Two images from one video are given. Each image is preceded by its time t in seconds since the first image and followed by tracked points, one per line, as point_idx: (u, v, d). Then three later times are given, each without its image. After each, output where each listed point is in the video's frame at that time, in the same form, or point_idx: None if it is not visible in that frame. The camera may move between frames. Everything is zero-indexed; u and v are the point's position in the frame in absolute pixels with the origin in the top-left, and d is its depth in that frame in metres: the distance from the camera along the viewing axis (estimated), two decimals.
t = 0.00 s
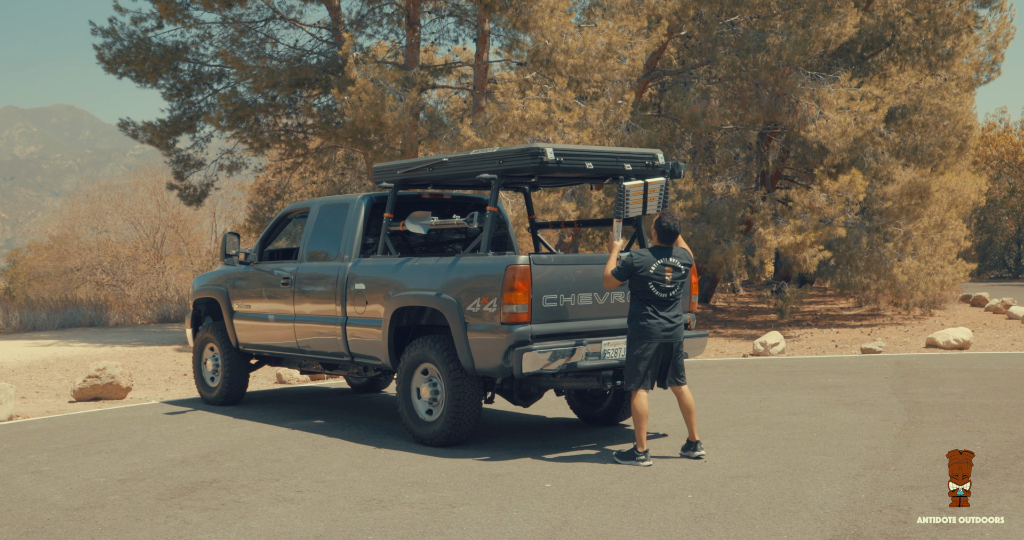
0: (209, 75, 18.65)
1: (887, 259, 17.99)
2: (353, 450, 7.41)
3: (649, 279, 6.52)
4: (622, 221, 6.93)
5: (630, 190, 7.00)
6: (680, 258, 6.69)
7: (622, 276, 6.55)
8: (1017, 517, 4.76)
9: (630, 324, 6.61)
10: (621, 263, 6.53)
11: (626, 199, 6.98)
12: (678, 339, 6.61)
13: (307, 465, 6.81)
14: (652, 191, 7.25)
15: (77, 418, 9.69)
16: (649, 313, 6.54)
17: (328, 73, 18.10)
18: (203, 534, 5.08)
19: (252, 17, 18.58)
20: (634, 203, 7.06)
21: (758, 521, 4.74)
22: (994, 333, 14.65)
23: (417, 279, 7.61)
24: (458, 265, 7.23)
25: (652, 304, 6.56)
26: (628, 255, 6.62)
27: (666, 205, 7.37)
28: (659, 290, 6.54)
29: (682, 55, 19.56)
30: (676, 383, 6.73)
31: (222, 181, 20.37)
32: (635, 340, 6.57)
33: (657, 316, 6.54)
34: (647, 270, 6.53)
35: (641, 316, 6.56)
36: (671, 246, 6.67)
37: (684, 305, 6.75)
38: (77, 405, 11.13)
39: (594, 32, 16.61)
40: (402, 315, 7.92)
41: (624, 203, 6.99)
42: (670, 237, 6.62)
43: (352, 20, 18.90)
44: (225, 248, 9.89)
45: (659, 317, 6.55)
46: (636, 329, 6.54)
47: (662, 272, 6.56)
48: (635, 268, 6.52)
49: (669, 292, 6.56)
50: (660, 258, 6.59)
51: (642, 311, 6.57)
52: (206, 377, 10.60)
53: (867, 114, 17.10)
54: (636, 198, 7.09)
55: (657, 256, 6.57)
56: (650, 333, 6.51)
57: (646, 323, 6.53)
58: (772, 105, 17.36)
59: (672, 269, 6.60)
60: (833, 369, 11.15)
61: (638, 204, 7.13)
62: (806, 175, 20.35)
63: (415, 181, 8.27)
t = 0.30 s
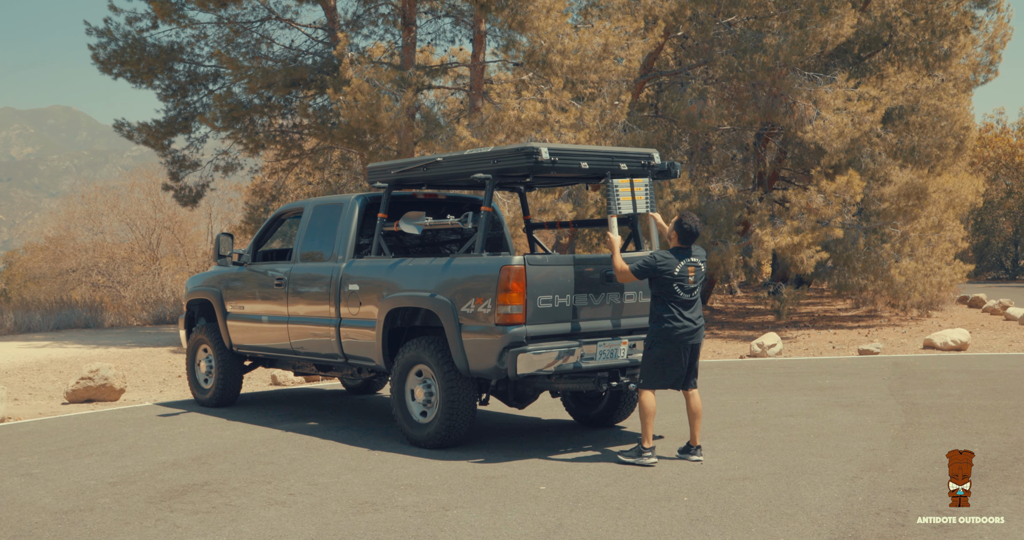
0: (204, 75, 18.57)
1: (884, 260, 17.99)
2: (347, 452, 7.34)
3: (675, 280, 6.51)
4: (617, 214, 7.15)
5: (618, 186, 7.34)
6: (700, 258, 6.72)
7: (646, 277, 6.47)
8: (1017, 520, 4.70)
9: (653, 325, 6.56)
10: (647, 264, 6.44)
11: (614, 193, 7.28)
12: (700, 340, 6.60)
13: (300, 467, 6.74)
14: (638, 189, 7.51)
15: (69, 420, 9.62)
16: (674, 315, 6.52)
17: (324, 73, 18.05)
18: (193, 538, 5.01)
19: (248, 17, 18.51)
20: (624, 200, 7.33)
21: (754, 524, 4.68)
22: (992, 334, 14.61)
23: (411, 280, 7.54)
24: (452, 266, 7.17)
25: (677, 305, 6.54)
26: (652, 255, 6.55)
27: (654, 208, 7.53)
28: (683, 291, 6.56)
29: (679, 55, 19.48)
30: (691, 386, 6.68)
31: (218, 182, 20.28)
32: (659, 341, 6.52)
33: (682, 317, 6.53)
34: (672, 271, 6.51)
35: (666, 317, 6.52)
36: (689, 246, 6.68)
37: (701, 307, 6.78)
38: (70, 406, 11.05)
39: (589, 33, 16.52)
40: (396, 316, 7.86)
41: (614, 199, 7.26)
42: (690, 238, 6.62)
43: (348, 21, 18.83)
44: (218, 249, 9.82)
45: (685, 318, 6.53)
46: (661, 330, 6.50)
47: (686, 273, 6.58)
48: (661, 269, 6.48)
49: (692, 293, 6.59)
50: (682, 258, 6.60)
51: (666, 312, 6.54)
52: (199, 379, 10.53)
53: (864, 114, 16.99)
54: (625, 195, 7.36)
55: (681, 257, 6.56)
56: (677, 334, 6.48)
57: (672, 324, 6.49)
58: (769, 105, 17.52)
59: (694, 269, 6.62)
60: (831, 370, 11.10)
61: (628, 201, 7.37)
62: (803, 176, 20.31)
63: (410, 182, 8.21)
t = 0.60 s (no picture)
0: (200, 75, 18.48)
1: (882, 260, 17.95)
2: (343, 454, 7.27)
3: (675, 277, 6.46)
4: (603, 201, 6.98)
5: (600, 174, 7.15)
6: (698, 258, 6.68)
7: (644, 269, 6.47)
8: (1019, 523, 4.64)
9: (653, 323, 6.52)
10: (646, 256, 6.44)
11: (598, 181, 7.09)
12: (701, 338, 6.55)
13: (295, 470, 6.68)
14: (621, 179, 7.29)
15: (63, 422, 9.54)
16: (674, 312, 6.47)
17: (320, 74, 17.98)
18: None
19: (244, 17, 18.44)
20: (607, 187, 7.13)
21: (753, 528, 4.62)
22: (990, 335, 14.58)
23: (407, 280, 7.48)
24: (448, 266, 7.11)
25: (677, 302, 6.49)
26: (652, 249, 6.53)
27: (639, 197, 7.32)
28: (683, 288, 6.50)
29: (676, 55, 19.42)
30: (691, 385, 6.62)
31: (214, 182, 20.20)
32: (660, 339, 6.48)
33: (683, 314, 6.48)
34: (672, 268, 6.46)
35: (666, 315, 6.48)
36: (690, 245, 6.64)
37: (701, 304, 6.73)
38: (64, 408, 10.97)
39: (587, 33, 16.45)
40: (392, 317, 7.80)
41: (599, 188, 7.08)
42: (692, 236, 6.57)
43: (344, 21, 18.75)
44: (213, 249, 9.76)
45: (685, 316, 6.48)
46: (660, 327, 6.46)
47: (686, 270, 6.53)
48: (660, 264, 6.45)
49: (692, 290, 6.53)
50: (683, 256, 6.55)
51: (666, 309, 6.49)
52: (194, 380, 10.46)
53: (863, 115, 16.98)
54: (608, 183, 7.17)
55: (681, 254, 6.51)
56: (677, 331, 6.44)
57: (672, 322, 6.45)
58: (767, 105, 17.51)
59: (695, 268, 6.58)
60: (829, 371, 11.06)
61: (612, 189, 7.17)
62: (801, 176, 20.26)
63: (405, 181, 8.16)
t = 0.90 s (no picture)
0: (196, 75, 18.39)
1: (880, 261, 17.93)
2: (340, 457, 7.21)
3: (669, 277, 6.41)
4: (596, 198, 6.90)
5: (594, 173, 7.08)
6: (691, 257, 6.63)
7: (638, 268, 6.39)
8: None
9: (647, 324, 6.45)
10: (641, 255, 6.36)
11: (591, 179, 7.02)
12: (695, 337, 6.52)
13: (292, 473, 6.61)
14: (615, 180, 7.23)
15: (57, 424, 9.47)
16: (668, 312, 6.42)
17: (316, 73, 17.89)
18: None
19: (241, 17, 18.37)
20: (601, 186, 7.06)
21: (756, 532, 4.57)
22: (989, 336, 14.54)
23: (405, 281, 7.42)
24: (447, 267, 7.06)
25: (669, 302, 6.44)
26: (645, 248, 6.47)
27: (632, 196, 7.24)
28: (675, 287, 6.45)
29: (674, 55, 19.42)
30: (684, 386, 6.58)
31: (210, 182, 20.11)
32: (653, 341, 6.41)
33: (677, 314, 6.44)
34: (664, 267, 6.39)
35: (659, 315, 6.42)
36: (681, 245, 6.61)
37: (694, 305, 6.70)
38: (59, 409, 10.89)
39: (585, 33, 16.42)
40: (389, 318, 7.72)
41: (592, 187, 7.00)
42: (683, 236, 6.54)
43: (341, 20, 18.68)
44: (209, 249, 9.68)
45: (679, 316, 6.44)
46: (654, 328, 6.40)
47: (680, 270, 6.47)
48: (654, 264, 6.38)
49: (685, 290, 6.49)
50: (675, 255, 6.50)
51: (660, 309, 6.43)
52: (190, 382, 10.38)
53: (862, 115, 16.98)
54: (601, 182, 7.10)
55: (675, 253, 6.47)
56: (672, 332, 6.39)
57: (667, 322, 6.39)
58: (766, 106, 17.47)
59: (688, 268, 6.54)
60: (828, 372, 11.02)
61: (606, 188, 7.10)
62: (799, 176, 20.22)
63: (403, 181, 8.10)
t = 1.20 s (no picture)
0: (193, 75, 18.30)
1: (879, 262, 17.92)
2: (338, 459, 7.14)
3: (668, 278, 6.34)
4: (599, 200, 6.83)
5: (596, 174, 7.01)
6: (690, 258, 6.56)
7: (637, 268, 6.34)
8: None
9: (646, 325, 6.38)
10: (640, 256, 6.30)
11: (593, 180, 6.94)
12: (693, 339, 6.46)
13: (289, 476, 6.55)
14: (616, 181, 7.16)
15: (53, 426, 9.39)
16: (667, 314, 6.36)
17: (313, 73, 17.81)
18: None
19: (237, 16, 18.28)
20: (603, 188, 6.99)
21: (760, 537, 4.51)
22: (989, 337, 14.51)
23: (403, 283, 7.36)
24: (446, 268, 7.00)
25: (669, 304, 6.38)
26: (644, 249, 6.41)
27: (634, 198, 7.17)
28: (675, 289, 6.38)
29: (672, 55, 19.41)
30: (682, 388, 6.51)
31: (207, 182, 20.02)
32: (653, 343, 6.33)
33: (676, 316, 6.37)
34: (664, 269, 6.33)
35: (659, 317, 6.35)
36: (680, 245, 6.56)
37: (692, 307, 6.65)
38: (54, 411, 10.81)
39: (582, 32, 16.40)
40: (387, 320, 7.66)
41: (594, 187, 6.94)
42: (682, 236, 6.49)
43: (338, 20, 18.60)
44: (205, 250, 9.62)
45: (678, 318, 6.38)
46: (653, 330, 6.33)
47: (679, 271, 6.41)
48: (654, 264, 6.32)
49: (684, 292, 6.42)
50: (674, 256, 6.44)
51: (660, 311, 6.37)
52: (186, 383, 10.32)
53: (861, 115, 16.97)
54: (603, 183, 7.02)
55: (675, 254, 6.41)
56: (672, 334, 6.32)
57: (666, 324, 6.32)
58: (764, 106, 17.43)
59: (687, 269, 6.48)
60: (828, 374, 10.97)
61: (608, 190, 7.02)
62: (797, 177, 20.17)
63: (401, 182, 8.04)
